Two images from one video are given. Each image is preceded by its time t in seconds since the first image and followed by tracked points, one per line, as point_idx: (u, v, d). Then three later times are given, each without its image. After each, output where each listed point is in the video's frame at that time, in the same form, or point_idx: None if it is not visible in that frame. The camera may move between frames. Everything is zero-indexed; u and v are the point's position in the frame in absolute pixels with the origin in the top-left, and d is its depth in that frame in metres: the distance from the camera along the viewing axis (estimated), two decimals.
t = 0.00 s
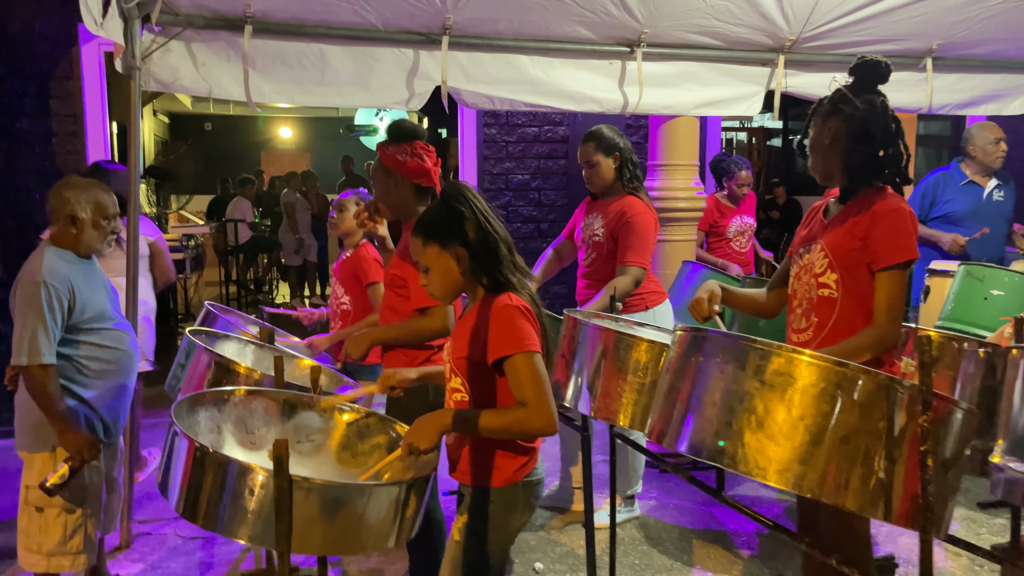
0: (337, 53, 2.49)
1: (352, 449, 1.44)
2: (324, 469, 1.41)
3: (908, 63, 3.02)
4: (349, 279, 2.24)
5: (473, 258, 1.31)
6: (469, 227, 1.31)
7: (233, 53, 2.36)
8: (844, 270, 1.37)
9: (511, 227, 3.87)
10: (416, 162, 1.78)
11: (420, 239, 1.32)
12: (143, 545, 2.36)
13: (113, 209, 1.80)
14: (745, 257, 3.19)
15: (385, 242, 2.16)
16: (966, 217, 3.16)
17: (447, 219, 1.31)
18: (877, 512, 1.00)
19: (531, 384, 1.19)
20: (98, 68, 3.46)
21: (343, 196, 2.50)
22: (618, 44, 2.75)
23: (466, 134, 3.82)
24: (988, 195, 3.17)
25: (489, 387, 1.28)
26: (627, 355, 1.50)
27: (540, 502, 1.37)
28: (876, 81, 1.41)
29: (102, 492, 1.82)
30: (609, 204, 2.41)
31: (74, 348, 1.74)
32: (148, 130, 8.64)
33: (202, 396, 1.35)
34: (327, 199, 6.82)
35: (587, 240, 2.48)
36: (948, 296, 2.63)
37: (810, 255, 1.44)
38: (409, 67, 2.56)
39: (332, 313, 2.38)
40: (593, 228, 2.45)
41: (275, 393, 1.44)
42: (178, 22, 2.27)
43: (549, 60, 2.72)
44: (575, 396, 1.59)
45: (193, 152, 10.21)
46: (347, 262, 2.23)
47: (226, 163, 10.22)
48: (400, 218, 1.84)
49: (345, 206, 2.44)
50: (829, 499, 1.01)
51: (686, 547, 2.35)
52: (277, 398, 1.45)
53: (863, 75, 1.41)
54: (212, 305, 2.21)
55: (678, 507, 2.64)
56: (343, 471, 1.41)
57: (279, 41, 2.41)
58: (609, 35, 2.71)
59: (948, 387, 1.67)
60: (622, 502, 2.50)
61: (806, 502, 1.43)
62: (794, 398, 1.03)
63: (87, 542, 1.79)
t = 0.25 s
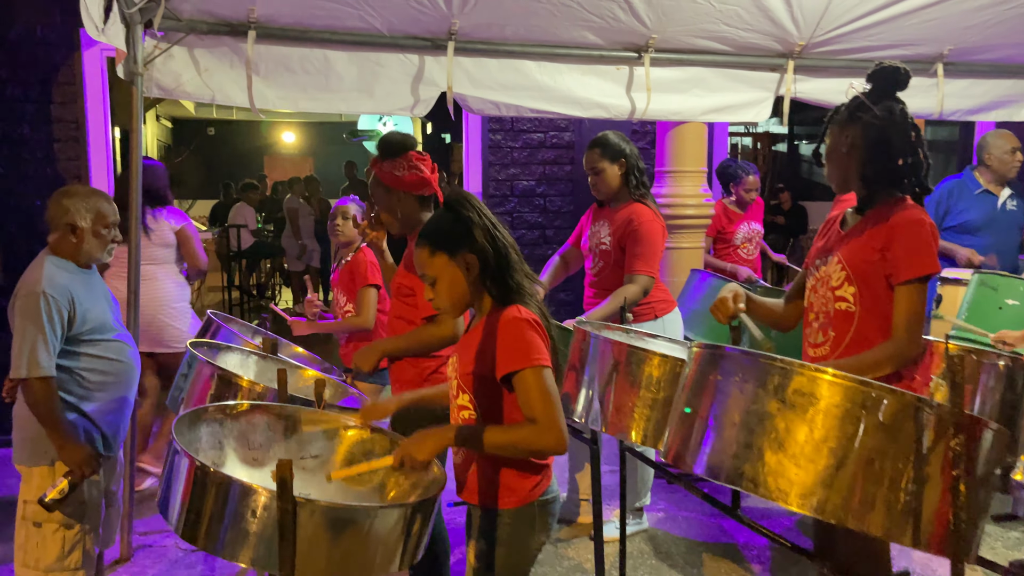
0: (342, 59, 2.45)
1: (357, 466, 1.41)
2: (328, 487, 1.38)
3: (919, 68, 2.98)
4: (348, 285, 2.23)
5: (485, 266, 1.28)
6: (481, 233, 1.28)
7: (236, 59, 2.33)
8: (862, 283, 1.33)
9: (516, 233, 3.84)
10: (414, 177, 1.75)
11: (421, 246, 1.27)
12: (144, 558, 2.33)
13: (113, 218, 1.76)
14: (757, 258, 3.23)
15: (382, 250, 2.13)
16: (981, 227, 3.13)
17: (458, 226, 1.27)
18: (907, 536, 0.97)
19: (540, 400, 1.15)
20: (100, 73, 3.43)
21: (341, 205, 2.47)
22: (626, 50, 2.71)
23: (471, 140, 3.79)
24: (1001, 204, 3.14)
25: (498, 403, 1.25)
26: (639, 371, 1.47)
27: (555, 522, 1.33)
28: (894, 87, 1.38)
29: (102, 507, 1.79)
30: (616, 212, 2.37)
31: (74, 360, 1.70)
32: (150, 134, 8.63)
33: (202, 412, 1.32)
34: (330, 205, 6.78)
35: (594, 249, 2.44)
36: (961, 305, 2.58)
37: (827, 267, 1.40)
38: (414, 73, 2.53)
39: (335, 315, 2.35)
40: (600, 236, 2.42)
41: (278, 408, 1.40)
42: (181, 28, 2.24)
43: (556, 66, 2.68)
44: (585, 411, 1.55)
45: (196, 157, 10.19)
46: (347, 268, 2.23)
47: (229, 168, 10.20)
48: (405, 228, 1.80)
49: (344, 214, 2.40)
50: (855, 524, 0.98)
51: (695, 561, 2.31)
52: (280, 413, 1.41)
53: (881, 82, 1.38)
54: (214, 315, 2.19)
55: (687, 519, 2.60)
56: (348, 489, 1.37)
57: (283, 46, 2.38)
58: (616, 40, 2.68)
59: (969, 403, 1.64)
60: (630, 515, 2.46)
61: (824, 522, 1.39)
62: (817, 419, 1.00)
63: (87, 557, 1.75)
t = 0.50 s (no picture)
0: (344, 64, 2.43)
1: (360, 482, 1.37)
2: (331, 505, 1.34)
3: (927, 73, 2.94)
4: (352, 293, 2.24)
5: (487, 275, 1.25)
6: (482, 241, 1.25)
7: (237, 65, 2.30)
8: (879, 294, 1.29)
9: (520, 240, 3.81)
10: (419, 189, 1.73)
11: (416, 256, 1.23)
12: (144, 571, 2.29)
13: (110, 227, 1.73)
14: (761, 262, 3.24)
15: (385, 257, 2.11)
16: (995, 233, 3.09)
17: (458, 234, 1.24)
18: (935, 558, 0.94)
19: (548, 411, 1.11)
20: (101, 80, 3.41)
21: (333, 216, 2.42)
22: (631, 54, 2.68)
23: (474, 145, 3.76)
24: (1013, 209, 3.10)
25: (507, 420, 1.22)
26: (651, 387, 1.43)
27: (565, 540, 1.29)
28: (913, 93, 1.34)
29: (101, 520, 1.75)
30: (621, 219, 2.34)
31: (71, 371, 1.67)
32: (152, 140, 8.61)
33: (203, 426, 1.28)
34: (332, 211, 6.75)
35: (599, 256, 2.41)
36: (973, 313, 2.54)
37: (843, 277, 1.37)
38: (417, 79, 2.49)
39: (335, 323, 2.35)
40: (605, 244, 2.38)
41: (280, 421, 1.37)
42: (182, 34, 2.21)
43: (561, 71, 2.65)
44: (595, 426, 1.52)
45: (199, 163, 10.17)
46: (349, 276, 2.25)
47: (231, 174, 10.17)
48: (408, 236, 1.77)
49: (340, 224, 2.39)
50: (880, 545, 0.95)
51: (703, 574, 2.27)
52: (281, 427, 1.38)
53: (900, 88, 1.34)
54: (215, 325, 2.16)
55: (695, 531, 2.56)
56: (352, 506, 1.34)
57: (285, 52, 2.36)
58: (621, 45, 2.64)
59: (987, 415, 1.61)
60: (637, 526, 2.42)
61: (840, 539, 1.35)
62: (837, 436, 0.97)
63: (85, 573, 1.72)
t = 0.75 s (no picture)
0: (342, 70, 2.41)
1: (358, 496, 1.35)
2: (329, 520, 1.31)
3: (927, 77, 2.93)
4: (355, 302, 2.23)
5: (483, 286, 1.21)
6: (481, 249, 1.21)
7: (234, 71, 2.28)
8: (885, 304, 1.26)
9: (519, 245, 3.79)
10: (423, 199, 1.72)
11: (420, 266, 1.20)
12: None
13: (104, 235, 1.70)
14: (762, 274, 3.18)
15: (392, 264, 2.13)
16: (1000, 239, 3.08)
17: (456, 244, 1.20)
18: None
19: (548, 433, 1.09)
20: (97, 85, 3.38)
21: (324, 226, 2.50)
22: (632, 59, 2.66)
23: (473, 150, 3.74)
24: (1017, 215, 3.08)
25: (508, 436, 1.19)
26: (653, 399, 1.41)
27: (562, 558, 1.27)
28: (923, 100, 1.32)
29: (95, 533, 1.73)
30: (620, 225, 2.32)
31: (64, 382, 1.65)
32: (149, 146, 8.58)
33: (198, 439, 1.26)
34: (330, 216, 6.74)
35: (596, 263, 2.39)
36: (976, 320, 2.52)
37: (848, 286, 1.34)
38: (416, 85, 2.48)
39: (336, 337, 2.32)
40: (602, 250, 2.37)
41: (278, 434, 1.34)
42: (178, 39, 2.18)
43: (560, 76, 2.63)
44: (596, 437, 1.49)
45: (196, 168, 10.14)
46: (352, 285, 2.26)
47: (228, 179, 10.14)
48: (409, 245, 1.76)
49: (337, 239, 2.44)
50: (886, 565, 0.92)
51: None
52: (279, 439, 1.35)
53: (908, 95, 1.32)
54: (211, 334, 2.13)
55: (697, 540, 2.53)
56: (348, 520, 1.32)
57: (282, 58, 2.33)
58: (622, 50, 2.63)
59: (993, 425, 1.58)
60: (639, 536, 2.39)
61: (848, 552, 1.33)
62: (846, 451, 0.94)
63: None
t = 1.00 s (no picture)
0: (333, 71, 2.38)
1: (353, 504, 1.32)
2: (323, 529, 1.29)
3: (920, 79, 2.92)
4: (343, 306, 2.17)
5: (472, 291, 1.17)
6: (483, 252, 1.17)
7: (224, 72, 2.25)
8: (891, 308, 1.25)
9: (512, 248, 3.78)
10: (420, 201, 1.73)
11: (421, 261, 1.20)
12: None
13: (92, 238, 1.67)
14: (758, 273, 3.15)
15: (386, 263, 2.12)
16: (994, 241, 3.08)
17: (457, 243, 1.17)
18: None
19: (517, 455, 1.07)
20: (85, 87, 3.35)
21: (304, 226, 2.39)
22: (625, 61, 2.65)
23: (465, 152, 3.72)
24: (1011, 217, 3.09)
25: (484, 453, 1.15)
26: (652, 404, 1.39)
27: (557, 568, 1.25)
28: (926, 99, 1.32)
29: (83, 542, 1.69)
30: (608, 228, 2.29)
31: (51, 389, 1.62)
32: (137, 149, 8.51)
33: (189, 448, 1.23)
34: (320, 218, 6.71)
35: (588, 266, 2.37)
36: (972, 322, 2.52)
37: (851, 288, 1.33)
38: (409, 86, 2.45)
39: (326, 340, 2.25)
40: (593, 253, 2.34)
41: (272, 442, 1.32)
42: (167, 40, 2.16)
43: (554, 78, 2.61)
44: (595, 443, 1.48)
45: (185, 171, 10.06)
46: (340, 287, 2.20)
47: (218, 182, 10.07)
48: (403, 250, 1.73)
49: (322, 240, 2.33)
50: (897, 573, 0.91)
51: None
52: (274, 447, 1.33)
53: (915, 93, 1.31)
54: (201, 338, 2.10)
55: (693, 544, 2.51)
56: (343, 528, 1.30)
57: (273, 58, 2.31)
58: (616, 51, 2.61)
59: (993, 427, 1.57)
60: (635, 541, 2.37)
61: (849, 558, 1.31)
62: (855, 456, 0.93)
63: None
